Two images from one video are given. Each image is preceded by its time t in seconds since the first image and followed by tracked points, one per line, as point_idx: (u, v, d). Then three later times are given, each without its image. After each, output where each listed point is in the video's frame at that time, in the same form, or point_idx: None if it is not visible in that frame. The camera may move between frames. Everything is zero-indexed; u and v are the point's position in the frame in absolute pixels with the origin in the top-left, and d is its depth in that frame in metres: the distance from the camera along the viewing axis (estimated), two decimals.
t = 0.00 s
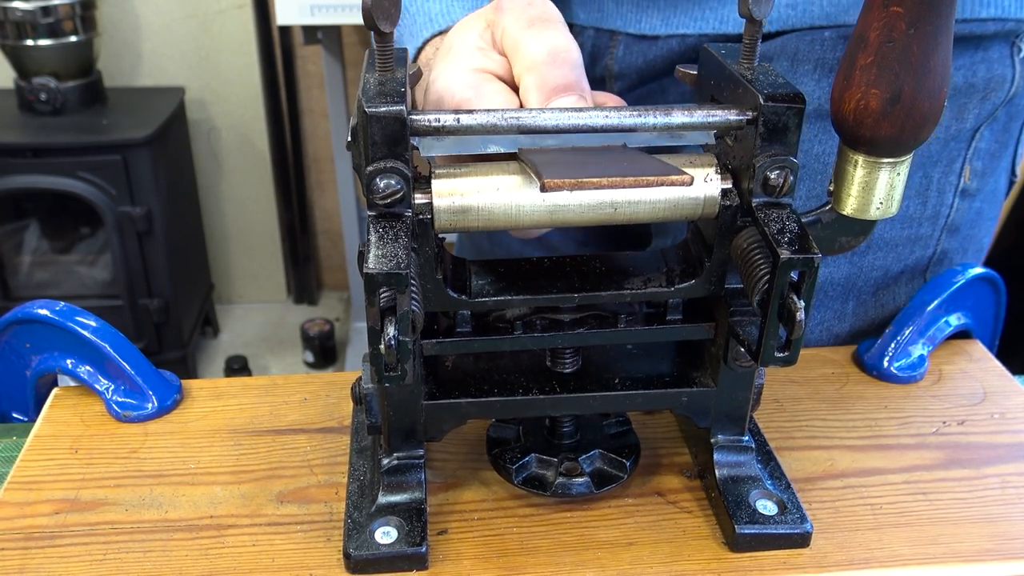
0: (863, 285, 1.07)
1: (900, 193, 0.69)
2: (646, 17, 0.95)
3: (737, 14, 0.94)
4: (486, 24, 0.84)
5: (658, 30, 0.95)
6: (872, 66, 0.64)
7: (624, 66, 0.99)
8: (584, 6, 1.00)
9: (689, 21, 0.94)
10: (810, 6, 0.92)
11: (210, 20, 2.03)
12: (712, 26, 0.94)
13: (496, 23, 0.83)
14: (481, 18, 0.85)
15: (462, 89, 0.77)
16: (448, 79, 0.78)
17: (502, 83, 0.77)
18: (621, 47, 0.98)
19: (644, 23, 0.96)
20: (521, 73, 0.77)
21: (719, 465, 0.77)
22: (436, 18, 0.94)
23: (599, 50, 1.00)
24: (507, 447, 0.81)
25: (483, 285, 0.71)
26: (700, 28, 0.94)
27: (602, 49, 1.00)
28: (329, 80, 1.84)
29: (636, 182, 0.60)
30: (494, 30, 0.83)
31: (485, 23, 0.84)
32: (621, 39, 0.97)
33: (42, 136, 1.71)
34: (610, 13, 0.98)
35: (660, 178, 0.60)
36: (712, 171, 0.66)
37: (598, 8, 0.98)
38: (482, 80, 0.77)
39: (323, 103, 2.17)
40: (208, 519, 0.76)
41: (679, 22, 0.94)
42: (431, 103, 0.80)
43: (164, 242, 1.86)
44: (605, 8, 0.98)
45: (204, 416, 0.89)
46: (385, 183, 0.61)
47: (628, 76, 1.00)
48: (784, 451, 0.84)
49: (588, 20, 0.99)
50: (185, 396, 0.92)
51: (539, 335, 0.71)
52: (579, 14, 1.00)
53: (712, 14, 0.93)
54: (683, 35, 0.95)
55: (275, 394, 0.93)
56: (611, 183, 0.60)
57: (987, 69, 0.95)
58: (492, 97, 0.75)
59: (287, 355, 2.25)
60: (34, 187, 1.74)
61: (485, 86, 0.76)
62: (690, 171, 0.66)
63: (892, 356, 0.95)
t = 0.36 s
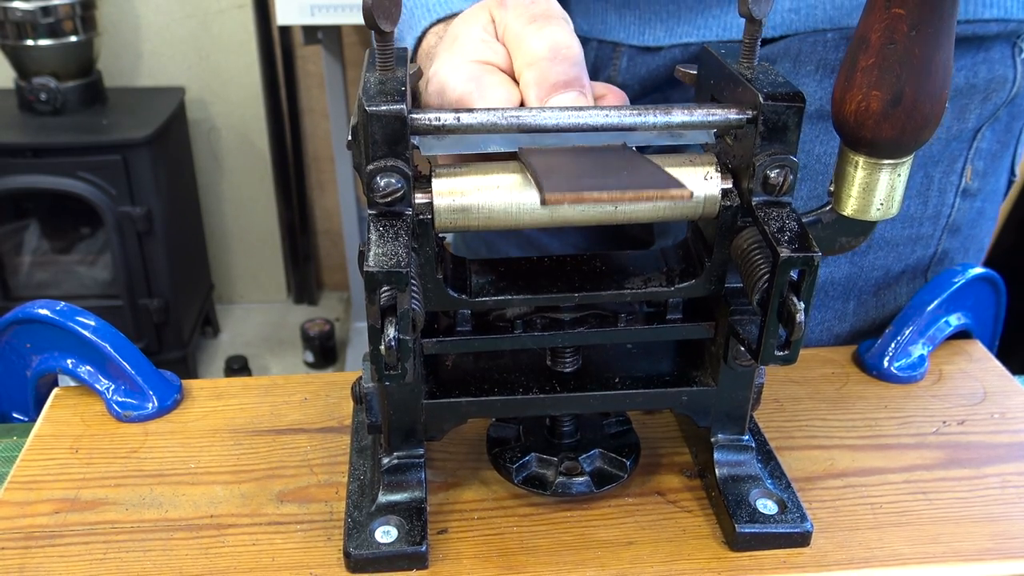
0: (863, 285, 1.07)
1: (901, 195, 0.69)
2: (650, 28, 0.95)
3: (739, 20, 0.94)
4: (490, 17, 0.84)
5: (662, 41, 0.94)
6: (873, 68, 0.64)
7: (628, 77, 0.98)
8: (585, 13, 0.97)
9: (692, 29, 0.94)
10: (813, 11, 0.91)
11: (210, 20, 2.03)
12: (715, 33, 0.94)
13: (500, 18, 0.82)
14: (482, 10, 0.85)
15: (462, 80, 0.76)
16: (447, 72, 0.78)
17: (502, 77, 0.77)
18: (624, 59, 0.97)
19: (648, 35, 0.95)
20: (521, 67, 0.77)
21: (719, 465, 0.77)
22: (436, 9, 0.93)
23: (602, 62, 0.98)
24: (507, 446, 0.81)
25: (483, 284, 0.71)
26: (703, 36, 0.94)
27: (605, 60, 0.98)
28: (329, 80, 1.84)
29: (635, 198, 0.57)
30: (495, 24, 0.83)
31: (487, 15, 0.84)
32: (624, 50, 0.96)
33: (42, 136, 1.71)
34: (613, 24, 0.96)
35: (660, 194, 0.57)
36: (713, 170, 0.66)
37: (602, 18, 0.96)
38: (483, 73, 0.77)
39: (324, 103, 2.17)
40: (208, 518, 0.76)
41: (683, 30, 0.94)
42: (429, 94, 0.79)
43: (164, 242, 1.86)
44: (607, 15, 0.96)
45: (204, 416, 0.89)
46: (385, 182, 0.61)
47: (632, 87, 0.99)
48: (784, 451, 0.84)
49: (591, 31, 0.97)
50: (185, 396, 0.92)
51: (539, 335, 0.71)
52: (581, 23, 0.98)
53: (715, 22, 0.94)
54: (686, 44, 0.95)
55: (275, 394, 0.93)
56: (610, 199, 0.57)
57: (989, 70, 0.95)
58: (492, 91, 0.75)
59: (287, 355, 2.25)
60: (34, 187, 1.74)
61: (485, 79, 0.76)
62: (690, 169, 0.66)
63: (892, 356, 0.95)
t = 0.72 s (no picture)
0: (861, 284, 1.07)
1: (900, 195, 0.69)
2: (644, 32, 0.95)
3: (734, 22, 0.94)
4: (492, 18, 0.84)
5: (657, 45, 0.94)
6: (873, 68, 0.64)
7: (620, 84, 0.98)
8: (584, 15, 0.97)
9: (686, 33, 0.94)
10: (807, 10, 0.91)
11: (211, 21, 2.04)
12: (709, 35, 0.94)
13: (501, 18, 0.83)
14: (485, 10, 0.85)
15: (462, 79, 0.76)
16: (447, 69, 0.78)
17: (502, 75, 0.77)
18: (619, 63, 0.97)
19: (643, 39, 0.95)
20: (521, 66, 0.77)
21: (719, 463, 0.77)
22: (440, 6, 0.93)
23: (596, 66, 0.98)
24: (507, 445, 0.81)
25: (483, 284, 0.71)
26: (697, 39, 0.94)
27: (601, 63, 0.98)
28: (329, 80, 1.84)
29: (634, 203, 0.57)
30: (496, 24, 0.83)
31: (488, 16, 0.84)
32: (619, 54, 0.96)
33: (42, 136, 1.71)
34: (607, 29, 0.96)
35: (659, 199, 0.57)
36: (713, 170, 0.66)
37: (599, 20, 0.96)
38: (483, 71, 0.77)
39: (323, 104, 2.18)
40: (208, 517, 0.76)
41: (678, 34, 0.94)
42: (429, 92, 0.79)
43: (164, 242, 1.86)
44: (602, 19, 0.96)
45: (204, 416, 0.89)
46: (385, 180, 0.61)
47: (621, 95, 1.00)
48: (784, 450, 0.84)
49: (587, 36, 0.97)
50: (185, 395, 0.92)
51: (539, 334, 0.71)
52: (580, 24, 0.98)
53: (708, 24, 0.94)
54: (680, 47, 0.95)
55: (276, 393, 0.93)
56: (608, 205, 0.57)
57: (983, 67, 0.95)
58: (492, 89, 0.75)
59: (287, 355, 2.25)
60: (34, 187, 1.74)
61: (486, 78, 0.76)
62: (690, 169, 0.66)
63: (892, 356, 0.95)
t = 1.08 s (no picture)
0: (859, 282, 1.07)
1: (899, 192, 0.69)
2: (643, 36, 0.95)
3: (729, 23, 0.93)
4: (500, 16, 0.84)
5: (654, 48, 0.94)
6: (871, 64, 0.64)
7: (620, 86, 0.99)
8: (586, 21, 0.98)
9: (682, 34, 0.94)
10: (802, 9, 0.91)
11: (210, 20, 2.04)
12: (704, 36, 0.93)
13: (508, 17, 0.83)
14: (493, 8, 0.85)
15: (467, 78, 0.77)
16: (453, 69, 0.79)
17: (508, 74, 0.77)
18: (619, 65, 0.97)
19: (642, 43, 0.95)
20: (527, 63, 0.77)
21: (719, 463, 0.77)
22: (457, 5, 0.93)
23: (596, 68, 0.98)
24: (507, 444, 0.81)
25: (482, 283, 0.71)
26: (692, 40, 0.93)
27: (599, 65, 0.98)
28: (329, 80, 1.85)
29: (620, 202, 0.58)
30: (504, 22, 0.84)
31: (496, 14, 0.84)
32: (619, 58, 0.97)
33: (42, 136, 1.71)
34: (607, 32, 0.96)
35: (644, 199, 0.58)
36: (712, 167, 0.67)
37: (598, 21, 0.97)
38: (488, 70, 0.77)
39: (323, 103, 2.18)
40: (208, 516, 0.76)
41: (675, 36, 0.94)
42: (436, 91, 0.80)
43: (164, 242, 1.86)
44: (602, 21, 0.96)
45: (204, 415, 0.89)
46: (385, 178, 0.61)
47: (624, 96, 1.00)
48: (784, 449, 0.84)
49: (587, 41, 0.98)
50: (185, 395, 0.92)
51: (539, 333, 0.71)
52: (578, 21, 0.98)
53: (704, 25, 0.93)
54: (676, 49, 0.95)
55: (276, 393, 0.93)
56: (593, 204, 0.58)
57: (980, 63, 0.95)
58: (497, 88, 0.76)
59: (287, 355, 2.25)
60: (34, 187, 1.74)
61: (491, 76, 0.77)
62: (689, 166, 0.66)
63: (892, 356, 0.95)
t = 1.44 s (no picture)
0: (860, 280, 1.07)
1: (899, 191, 0.69)
2: (648, 42, 0.95)
3: (732, 25, 0.92)
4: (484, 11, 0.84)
5: (659, 53, 0.95)
6: (871, 64, 0.64)
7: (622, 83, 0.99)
8: (596, 34, 1.00)
9: (685, 37, 0.93)
10: (802, 11, 0.91)
11: (210, 20, 2.04)
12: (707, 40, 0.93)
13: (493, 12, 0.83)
14: (476, 3, 0.85)
15: (455, 74, 0.77)
16: (442, 67, 0.78)
17: (496, 69, 0.77)
18: (623, 70, 0.98)
19: (647, 48, 0.95)
20: (514, 59, 0.77)
21: (718, 462, 0.77)
22: None
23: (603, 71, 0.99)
24: (507, 444, 0.81)
25: (482, 283, 0.71)
26: (695, 43, 0.93)
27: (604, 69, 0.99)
28: (329, 80, 1.85)
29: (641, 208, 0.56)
30: (488, 16, 0.83)
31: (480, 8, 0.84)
32: (623, 63, 0.97)
33: (42, 136, 1.72)
34: (615, 40, 0.98)
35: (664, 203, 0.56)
36: (712, 166, 0.67)
37: (608, 29, 0.99)
38: (477, 68, 0.77)
39: (323, 103, 2.18)
40: (208, 516, 0.76)
41: (678, 38, 0.94)
42: (422, 87, 0.79)
43: (164, 242, 1.86)
44: (611, 32, 0.99)
45: (204, 415, 0.89)
46: (385, 178, 0.61)
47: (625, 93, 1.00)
48: (784, 449, 0.84)
49: (596, 48, 0.99)
50: (185, 395, 0.92)
51: (538, 332, 0.71)
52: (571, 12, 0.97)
53: (706, 28, 0.93)
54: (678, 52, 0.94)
55: (275, 393, 0.93)
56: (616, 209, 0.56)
57: (977, 62, 0.95)
58: (486, 85, 0.76)
59: (287, 356, 2.25)
60: (33, 187, 1.74)
61: (480, 74, 0.77)
62: (689, 167, 0.66)
63: (891, 356, 0.95)
